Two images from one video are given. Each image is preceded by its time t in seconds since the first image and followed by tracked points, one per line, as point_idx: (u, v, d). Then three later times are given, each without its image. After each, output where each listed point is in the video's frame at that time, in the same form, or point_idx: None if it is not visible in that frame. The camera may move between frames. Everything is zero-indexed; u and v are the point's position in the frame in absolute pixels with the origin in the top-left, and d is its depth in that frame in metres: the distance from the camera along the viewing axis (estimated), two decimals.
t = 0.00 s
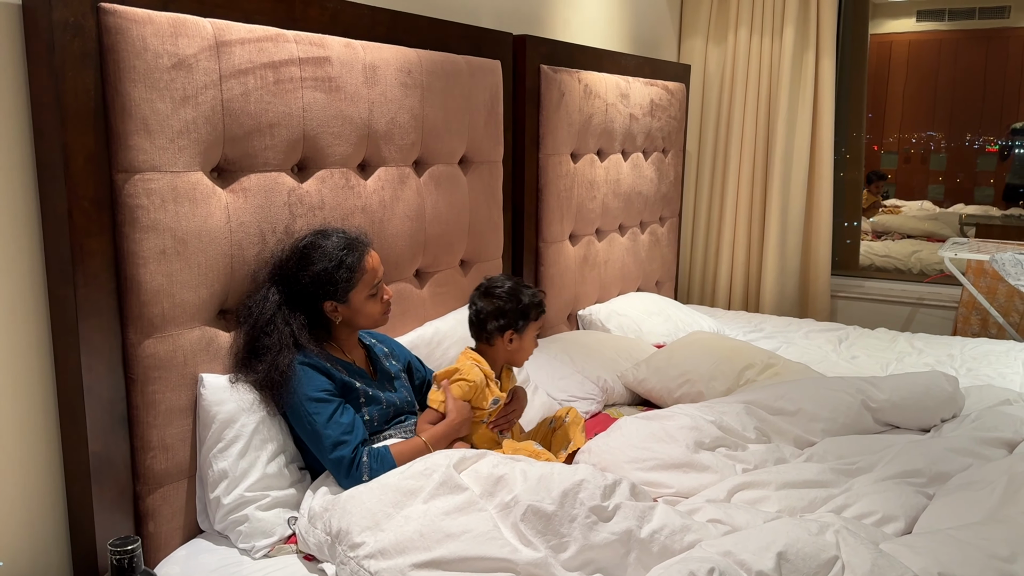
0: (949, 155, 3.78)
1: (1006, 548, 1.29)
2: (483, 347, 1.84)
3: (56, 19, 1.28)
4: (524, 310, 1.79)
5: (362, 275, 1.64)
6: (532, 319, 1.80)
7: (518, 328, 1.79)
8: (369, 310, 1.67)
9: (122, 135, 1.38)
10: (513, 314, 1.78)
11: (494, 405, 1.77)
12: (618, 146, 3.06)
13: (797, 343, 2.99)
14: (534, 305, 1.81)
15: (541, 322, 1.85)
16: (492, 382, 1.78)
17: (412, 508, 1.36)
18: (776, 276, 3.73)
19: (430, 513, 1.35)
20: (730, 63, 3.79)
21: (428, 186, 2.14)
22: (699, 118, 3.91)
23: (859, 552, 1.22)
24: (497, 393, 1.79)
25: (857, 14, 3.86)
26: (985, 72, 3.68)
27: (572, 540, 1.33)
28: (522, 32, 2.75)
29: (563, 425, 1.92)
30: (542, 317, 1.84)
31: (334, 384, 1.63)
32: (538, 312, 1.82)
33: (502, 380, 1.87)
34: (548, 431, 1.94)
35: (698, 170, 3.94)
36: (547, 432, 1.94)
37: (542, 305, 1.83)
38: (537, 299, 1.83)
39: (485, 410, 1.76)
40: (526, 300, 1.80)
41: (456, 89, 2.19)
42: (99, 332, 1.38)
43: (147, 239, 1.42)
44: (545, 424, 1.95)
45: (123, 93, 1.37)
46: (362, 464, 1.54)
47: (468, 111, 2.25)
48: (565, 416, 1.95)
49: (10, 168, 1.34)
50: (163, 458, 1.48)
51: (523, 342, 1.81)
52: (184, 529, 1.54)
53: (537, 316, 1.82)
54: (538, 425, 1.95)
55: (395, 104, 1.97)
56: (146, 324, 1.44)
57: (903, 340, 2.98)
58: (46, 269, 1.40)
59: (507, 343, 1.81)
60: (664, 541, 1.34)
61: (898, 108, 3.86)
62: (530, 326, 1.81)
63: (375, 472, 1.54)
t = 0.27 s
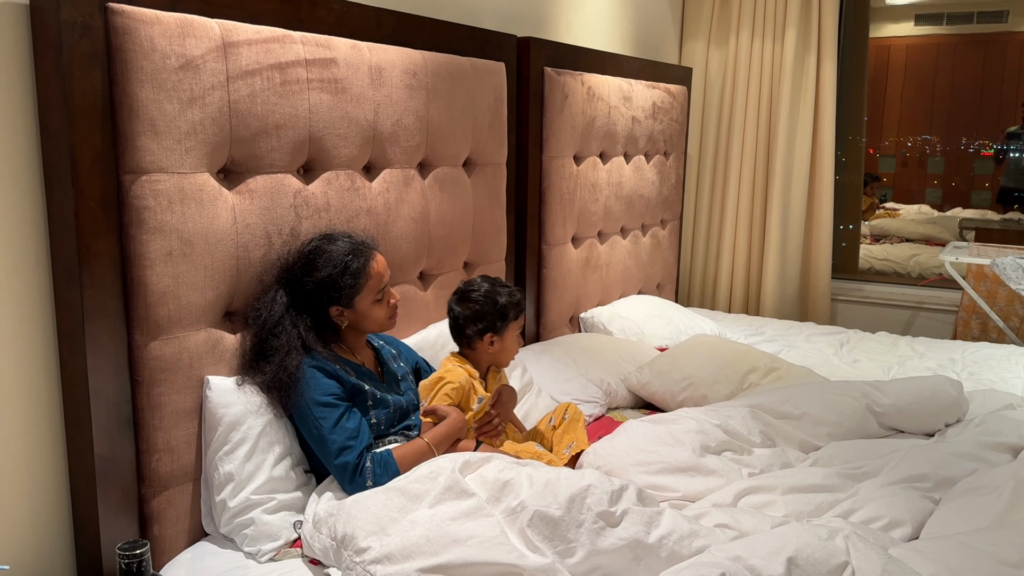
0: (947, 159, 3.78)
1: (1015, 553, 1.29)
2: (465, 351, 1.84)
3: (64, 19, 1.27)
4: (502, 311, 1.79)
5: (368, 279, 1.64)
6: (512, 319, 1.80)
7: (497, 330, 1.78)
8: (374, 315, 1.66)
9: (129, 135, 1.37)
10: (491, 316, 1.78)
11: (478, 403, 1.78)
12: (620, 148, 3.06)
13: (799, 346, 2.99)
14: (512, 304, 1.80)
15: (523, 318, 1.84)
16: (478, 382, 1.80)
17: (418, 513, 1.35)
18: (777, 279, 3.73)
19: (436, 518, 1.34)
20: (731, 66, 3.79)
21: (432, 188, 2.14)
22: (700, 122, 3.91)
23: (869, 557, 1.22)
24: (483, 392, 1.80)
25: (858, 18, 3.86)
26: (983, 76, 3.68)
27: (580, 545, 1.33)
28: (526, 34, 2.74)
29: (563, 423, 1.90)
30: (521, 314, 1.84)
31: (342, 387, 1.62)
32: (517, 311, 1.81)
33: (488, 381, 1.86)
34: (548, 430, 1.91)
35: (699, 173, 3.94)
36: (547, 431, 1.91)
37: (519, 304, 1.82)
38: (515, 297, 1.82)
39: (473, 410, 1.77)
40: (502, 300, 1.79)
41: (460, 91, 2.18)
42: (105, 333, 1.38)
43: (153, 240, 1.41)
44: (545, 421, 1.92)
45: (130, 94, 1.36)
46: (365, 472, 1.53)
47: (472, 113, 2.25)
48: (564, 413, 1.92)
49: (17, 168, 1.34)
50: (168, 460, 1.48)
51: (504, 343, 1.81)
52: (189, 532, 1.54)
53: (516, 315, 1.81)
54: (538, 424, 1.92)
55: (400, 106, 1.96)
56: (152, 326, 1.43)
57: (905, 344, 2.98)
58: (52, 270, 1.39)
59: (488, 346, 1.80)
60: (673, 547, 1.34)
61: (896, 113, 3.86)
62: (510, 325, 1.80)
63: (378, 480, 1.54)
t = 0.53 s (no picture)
0: (945, 162, 3.79)
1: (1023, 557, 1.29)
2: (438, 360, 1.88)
3: (75, 19, 1.27)
4: (465, 325, 1.80)
5: (382, 283, 1.64)
6: (477, 332, 1.81)
7: (461, 344, 1.81)
8: (384, 319, 1.67)
9: (139, 136, 1.37)
10: (454, 331, 1.80)
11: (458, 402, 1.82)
12: (623, 151, 3.06)
13: (801, 349, 2.99)
14: (476, 318, 1.80)
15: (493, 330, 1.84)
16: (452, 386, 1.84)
17: (427, 516, 1.35)
18: (778, 282, 3.74)
19: (446, 521, 1.34)
20: (733, 70, 3.79)
21: (438, 189, 2.14)
22: (702, 125, 3.92)
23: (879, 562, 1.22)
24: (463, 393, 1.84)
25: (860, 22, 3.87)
26: (981, 80, 3.69)
27: (587, 549, 1.32)
28: (530, 37, 2.75)
29: (558, 416, 1.89)
30: (491, 326, 1.83)
31: (353, 385, 1.63)
32: (483, 325, 1.81)
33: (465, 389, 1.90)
34: (544, 424, 1.91)
35: (701, 176, 3.95)
36: (543, 425, 1.90)
37: (486, 318, 1.81)
38: (482, 310, 1.82)
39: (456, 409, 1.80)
40: (467, 315, 1.80)
41: (466, 93, 2.18)
42: (113, 334, 1.38)
43: (163, 241, 1.41)
44: (540, 416, 1.92)
45: (141, 94, 1.36)
46: (378, 468, 1.52)
47: (478, 114, 2.25)
48: (559, 405, 1.92)
49: (27, 169, 1.34)
50: (176, 461, 1.48)
51: (472, 355, 1.83)
52: (196, 533, 1.54)
53: (483, 327, 1.81)
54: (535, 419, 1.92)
55: (407, 108, 1.96)
56: (161, 327, 1.43)
57: (906, 348, 2.99)
58: (60, 271, 1.39)
59: (455, 358, 1.84)
60: (681, 551, 1.33)
61: (896, 116, 3.87)
62: (476, 338, 1.81)
63: (392, 473, 1.53)
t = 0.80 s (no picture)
0: (944, 167, 3.81)
1: None
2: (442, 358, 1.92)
3: (92, 20, 1.28)
4: (453, 323, 1.81)
5: (392, 288, 1.64)
6: (463, 331, 1.81)
7: (449, 341, 1.82)
8: (388, 323, 1.66)
9: (154, 135, 1.38)
10: (443, 328, 1.82)
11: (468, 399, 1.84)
12: (629, 153, 3.07)
13: (804, 351, 3.00)
14: (464, 318, 1.81)
15: (485, 331, 1.82)
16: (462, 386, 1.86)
17: (440, 514, 1.36)
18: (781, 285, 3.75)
19: (458, 519, 1.35)
20: (737, 73, 3.80)
21: (446, 190, 2.15)
22: (706, 128, 3.93)
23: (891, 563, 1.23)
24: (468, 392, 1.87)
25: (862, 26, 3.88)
26: (982, 86, 3.70)
27: (598, 550, 1.33)
28: (537, 39, 2.76)
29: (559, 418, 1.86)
30: (482, 327, 1.82)
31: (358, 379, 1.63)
32: (470, 324, 1.81)
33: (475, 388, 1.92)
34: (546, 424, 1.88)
35: (704, 178, 3.96)
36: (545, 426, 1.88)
37: (474, 318, 1.81)
38: (473, 310, 1.81)
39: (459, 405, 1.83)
40: (455, 313, 1.81)
41: (474, 95, 2.19)
42: (127, 332, 1.38)
43: (177, 240, 1.42)
44: (544, 417, 1.89)
45: (156, 94, 1.37)
46: (399, 457, 1.55)
47: (485, 116, 2.26)
48: (561, 406, 1.88)
49: (42, 168, 1.34)
50: (188, 459, 1.48)
51: (462, 354, 1.83)
52: (206, 531, 1.54)
53: (472, 329, 1.81)
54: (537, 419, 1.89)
55: (416, 109, 1.97)
56: (173, 326, 1.44)
57: (910, 351, 3.00)
58: (75, 270, 1.40)
59: (449, 358, 1.86)
60: (691, 552, 1.34)
61: (897, 120, 3.88)
62: (465, 338, 1.81)
63: (413, 458, 1.56)
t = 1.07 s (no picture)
0: (948, 169, 3.81)
1: None
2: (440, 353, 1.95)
3: (110, 18, 1.29)
4: (450, 321, 1.84)
5: (406, 293, 1.64)
6: (460, 330, 1.83)
7: (446, 338, 1.85)
8: (400, 325, 1.66)
9: (170, 133, 1.39)
10: (440, 325, 1.85)
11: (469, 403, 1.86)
12: (636, 154, 3.08)
13: (810, 353, 3.00)
14: (461, 316, 1.83)
15: (482, 332, 1.84)
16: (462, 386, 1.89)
17: (452, 511, 1.36)
18: (786, 287, 3.75)
19: (470, 517, 1.35)
20: (743, 75, 3.81)
21: (456, 190, 2.16)
22: (711, 130, 3.93)
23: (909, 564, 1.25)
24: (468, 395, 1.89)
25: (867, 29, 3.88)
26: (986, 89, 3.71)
27: (609, 550, 1.33)
28: (546, 40, 2.77)
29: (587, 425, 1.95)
30: (480, 329, 1.83)
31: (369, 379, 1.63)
32: (467, 324, 1.83)
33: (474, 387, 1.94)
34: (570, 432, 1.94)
35: (710, 180, 3.96)
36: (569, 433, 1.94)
37: (471, 319, 1.83)
38: (471, 311, 1.83)
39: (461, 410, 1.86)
40: (453, 312, 1.84)
41: (484, 95, 2.20)
42: (142, 329, 1.39)
43: (191, 238, 1.43)
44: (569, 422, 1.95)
45: (172, 93, 1.38)
46: (407, 463, 1.55)
47: (495, 116, 2.26)
48: (590, 416, 1.97)
49: (59, 165, 1.35)
50: (201, 456, 1.49)
51: (458, 352, 1.86)
52: (218, 527, 1.55)
53: (468, 327, 1.83)
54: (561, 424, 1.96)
55: (427, 109, 1.98)
56: (188, 323, 1.44)
57: (915, 353, 3.00)
58: (90, 266, 1.41)
59: (445, 354, 1.89)
60: (702, 553, 1.34)
61: (901, 123, 3.88)
62: (461, 336, 1.84)
63: (421, 465, 1.56)
